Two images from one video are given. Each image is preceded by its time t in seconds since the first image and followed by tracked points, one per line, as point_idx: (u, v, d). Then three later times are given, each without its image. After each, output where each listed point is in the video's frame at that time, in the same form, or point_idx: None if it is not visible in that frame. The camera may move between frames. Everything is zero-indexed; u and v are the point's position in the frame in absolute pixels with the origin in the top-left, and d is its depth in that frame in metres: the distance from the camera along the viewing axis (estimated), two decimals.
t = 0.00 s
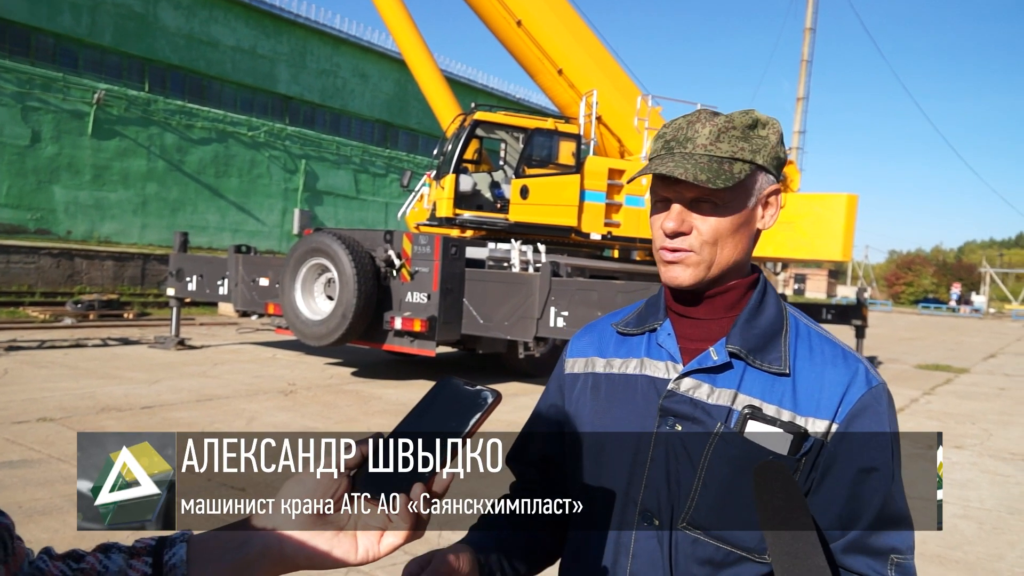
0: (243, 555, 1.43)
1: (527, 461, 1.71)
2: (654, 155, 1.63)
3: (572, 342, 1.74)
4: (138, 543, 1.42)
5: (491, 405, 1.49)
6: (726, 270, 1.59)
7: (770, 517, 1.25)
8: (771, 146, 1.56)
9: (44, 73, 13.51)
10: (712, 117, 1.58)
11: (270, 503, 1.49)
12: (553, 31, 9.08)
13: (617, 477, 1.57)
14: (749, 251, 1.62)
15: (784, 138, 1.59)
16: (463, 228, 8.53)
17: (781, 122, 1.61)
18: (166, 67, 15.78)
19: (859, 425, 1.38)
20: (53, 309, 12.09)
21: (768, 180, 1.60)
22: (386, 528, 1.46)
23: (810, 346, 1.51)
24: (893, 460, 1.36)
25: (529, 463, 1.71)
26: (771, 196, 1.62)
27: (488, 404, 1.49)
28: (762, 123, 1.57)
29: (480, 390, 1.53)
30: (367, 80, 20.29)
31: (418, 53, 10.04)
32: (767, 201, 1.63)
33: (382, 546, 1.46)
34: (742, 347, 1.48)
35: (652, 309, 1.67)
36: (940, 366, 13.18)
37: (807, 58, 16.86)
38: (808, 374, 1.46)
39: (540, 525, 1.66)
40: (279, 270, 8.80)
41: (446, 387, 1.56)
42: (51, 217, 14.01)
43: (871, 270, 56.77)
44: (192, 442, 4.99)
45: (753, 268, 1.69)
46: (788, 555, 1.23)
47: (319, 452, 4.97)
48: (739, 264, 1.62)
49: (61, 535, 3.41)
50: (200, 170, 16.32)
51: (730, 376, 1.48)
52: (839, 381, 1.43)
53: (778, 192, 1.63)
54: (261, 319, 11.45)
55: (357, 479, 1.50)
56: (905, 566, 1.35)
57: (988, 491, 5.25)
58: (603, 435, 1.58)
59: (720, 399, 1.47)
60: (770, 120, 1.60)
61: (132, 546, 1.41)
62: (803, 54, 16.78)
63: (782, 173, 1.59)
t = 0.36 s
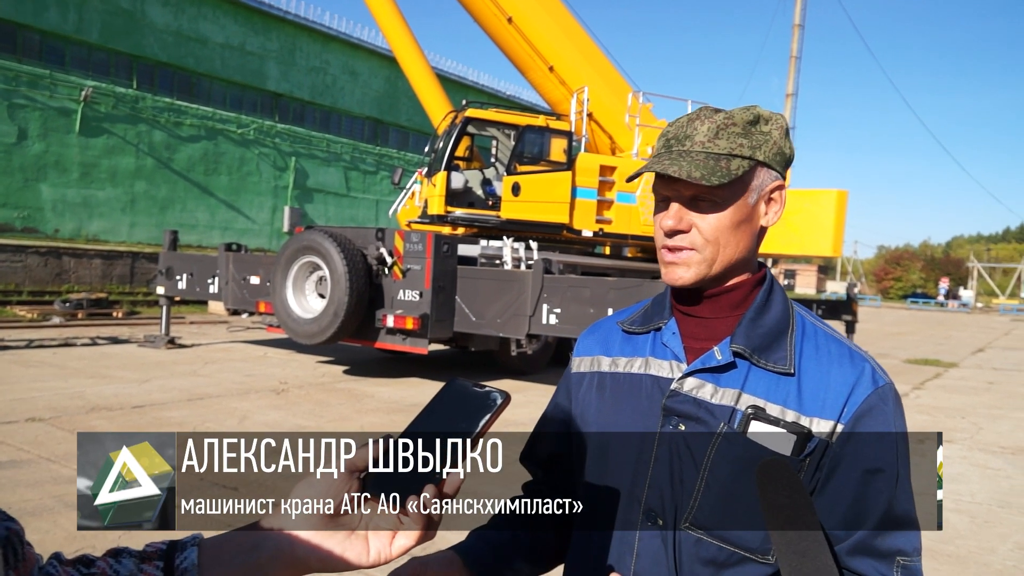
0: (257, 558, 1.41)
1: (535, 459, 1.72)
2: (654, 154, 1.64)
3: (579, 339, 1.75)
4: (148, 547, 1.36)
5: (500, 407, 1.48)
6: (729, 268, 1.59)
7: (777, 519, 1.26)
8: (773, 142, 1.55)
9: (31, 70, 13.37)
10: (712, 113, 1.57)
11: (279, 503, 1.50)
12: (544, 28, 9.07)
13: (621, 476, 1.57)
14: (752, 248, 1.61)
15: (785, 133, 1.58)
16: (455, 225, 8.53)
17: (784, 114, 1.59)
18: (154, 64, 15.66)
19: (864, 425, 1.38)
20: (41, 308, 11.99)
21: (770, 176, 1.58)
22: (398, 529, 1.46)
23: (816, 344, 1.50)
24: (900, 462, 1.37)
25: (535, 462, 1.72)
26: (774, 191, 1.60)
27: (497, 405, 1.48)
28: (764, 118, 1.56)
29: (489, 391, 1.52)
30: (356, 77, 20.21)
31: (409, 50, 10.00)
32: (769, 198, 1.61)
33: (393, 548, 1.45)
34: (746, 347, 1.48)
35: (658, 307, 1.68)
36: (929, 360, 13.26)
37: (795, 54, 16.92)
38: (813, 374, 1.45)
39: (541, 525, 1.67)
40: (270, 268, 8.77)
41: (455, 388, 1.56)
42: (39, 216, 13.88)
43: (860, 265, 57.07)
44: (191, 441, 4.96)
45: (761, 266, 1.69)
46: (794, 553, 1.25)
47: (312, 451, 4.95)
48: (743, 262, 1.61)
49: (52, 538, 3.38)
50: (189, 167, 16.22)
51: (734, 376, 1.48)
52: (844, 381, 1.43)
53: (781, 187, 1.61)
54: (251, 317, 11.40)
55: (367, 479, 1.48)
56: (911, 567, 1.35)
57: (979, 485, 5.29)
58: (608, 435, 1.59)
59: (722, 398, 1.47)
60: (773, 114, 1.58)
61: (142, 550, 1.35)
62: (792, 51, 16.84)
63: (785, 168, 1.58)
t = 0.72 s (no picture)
0: (256, 561, 1.39)
1: (534, 457, 1.72)
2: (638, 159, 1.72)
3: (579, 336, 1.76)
4: (147, 549, 1.37)
5: (501, 408, 1.50)
6: (705, 267, 1.62)
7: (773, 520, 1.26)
8: (746, 138, 1.56)
9: (23, 69, 13.32)
10: (685, 115, 1.62)
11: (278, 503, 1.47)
12: (536, 26, 9.07)
13: (619, 476, 1.57)
14: (731, 246, 1.63)
15: (765, 127, 1.56)
16: (448, 223, 8.54)
17: (765, 108, 1.57)
18: (146, 63, 15.61)
19: (862, 428, 1.38)
20: (34, 307, 11.94)
21: (746, 173, 1.58)
22: (398, 532, 1.42)
23: (816, 346, 1.50)
24: (899, 465, 1.36)
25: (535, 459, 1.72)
26: (754, 188, 1.60)
27: (499, 407, 1.50)
28: (739, 114, 1.56)
29: (489, 392, 1.54)
30: (349, 75, 20.18)
31: (401, 48, 10.00)
32: (748, 195, 1.60)
33: (393, 551, 1.41)
34: (745, 347, 1.48)
35: (658, 305, 1.69)
36: (921, 357, 13.33)
37: (788, 51, 16.97)
38: (811, 375, 1.46)
39: (542, 526, 1.65)
40: (263, 267, 8.75)
41: (456, 390, 1.56)
42: (31, 215, 13.83)
43: (853, 262, 57.28)
44: (192, 441, 4.96)
45: (759, 264, 1.69)
46: (791, 553, 1.27)
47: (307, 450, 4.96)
48: (722, 260, 1.63)
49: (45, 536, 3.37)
50: (182, 166, 16.18)
51: (732, 376, 1.49)
52: (844, 383, 1.43)
53: (763, 183, 1.59)
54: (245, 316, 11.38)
55: (367, 482, 1.42)
56: (910, 571, 1.34)
57: (973, 481, 5.33)
58: (606, 435, 1.60)
59: (720, 398, 1.48)
60: (754, 109, 1.57)
61: (141, 552, 1.35)
62: (784, 48, 16.89)
63: (762, 164, 1.57)
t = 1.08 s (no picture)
0: (242, 557, 1.39)
1: (525, 453, 1.75)
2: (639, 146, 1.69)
3: (569, 335, 1.78)
4: (131, 547, 1.37)
5: (486, 405, 1.50)
6: (710, 261, 1.62)
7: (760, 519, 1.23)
8: (758, 134, 1.57)
9: (20, 70, 13.31)
10: (695, 106, 1.60)
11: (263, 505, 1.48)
12: (531, 25, 9.09)
13: (608, 473, 1.59)
14: (735, 240, 1.63)
15: (772, 125, 1.59)
16: (444, 222, 8.57)
17: (770, 107, 1.61)
18: (142, 63, 15.60)
19: (851, 426, 1.38)
20: (30, 307, 11.94)
21: (755, 168, 1.60)
22: (382, 529, 1.45)
23: (805, 344, 1.51)
24: (886, 464, 1.36)
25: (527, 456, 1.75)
26: (760, 183, 1.62)
27: (484, 403, 1.50)
28: (749, 111, 1.58)
29: (475, 389, 1.54)
30: (345, 75, 20.19)
31: (396, 47, 10.00)
32: (754, 190, 1.63)
33: (379, 547, 1.44)
34: (734, 344, 1.49)
35: (647, 302, 1.70)
36: (918, 354, 13.37)
37: (782, 50, 17.01)
38: (799, 373, 1.47)
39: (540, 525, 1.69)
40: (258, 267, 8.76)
41: (442, 386, 1.58)
42: (28, 215, 13.83)
43: (849, 260, 57.41)
44: (191, 442, 4.98)
45: (749, 260, 1.71)
46: (775, 549, 1.22)
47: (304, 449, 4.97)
48: (725, 255, 1.64)
49: (45, 530, 3.40)
50: (178, 166, 16.18)
51: (720, 374, 1.50)
52: (832, 380, 1.44)
53: (767, 180, 1.62)
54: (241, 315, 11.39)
55: (352, 480, 1.46)
56: (899, 569, 1.35)
57: (970, 479, 5.36)
58: (596, 434, 1.61)
59: (709, 396, 1.49)
60: (759, 107, 1.60)
61: (126, 550, 1.36)
62: (779, 45, 16.93)
63: (770, 161, 1.60)
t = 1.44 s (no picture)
0: (228, 554, 1.42)
1: (511, 451, 1.78)
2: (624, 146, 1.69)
3: (554, 333, 1.79)
4: (123, 541, 1.41)
5: (473, 402, 1.50)
6: (698, 260, 1.64)
7: (739, 516, 1.25)
8: (740, 134, 1.61)
9: (19, 71, 13.33)
10: (680, 107, 1.62)
11: (249, 500, 1.51)
12: (529, 24, 9.11)
13: (596, 468, 1.61)
14: (722, 239, 1.66)
15: (754, 125, 1.63)
16: (442, 222, 8.59)
17: (751, 108, 1.64)
18: (141, 64, 15.63)
19: (833, 420, 1.40)
20: (31, 307, 11.96)
21: (739, 168, 1.63)
22: (369, 525, 1.47)
23: (787, 339, 1.53)
24: (866, 457, 1.39)
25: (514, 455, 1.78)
26: (743, 182, 1.65)
27: (470, 400, 1.50)
28: (732, 112, 1.61)
29: (461, 386, 1.53)
30: (344, 75, 20.21)
31: (394, 47, 10.02)
32: (738, 189, 1.66)
33: (365, 543, 1.46)
34: (719, 340, 1.51)
35: (632, 299, 1.72)
36: (918, 353, 13.38)
37: (782, 48, 17.03)
38: (782, 367, 1.48)
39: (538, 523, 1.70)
40: (258, 266, 8.79)
41: (429, 382, 1.58)
42: (28, 216, 13.85)
43: (849, 258, 57.39)
44: (191, 441, 5.00)
45: (731, 259, 1.73)
46: (751, 543, 1.25)
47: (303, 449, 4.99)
48: (711, 254, 1.66)
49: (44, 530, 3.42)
50: (177, 166, 16.20)
51: (706, 369, 1.51)
52: (814, 374, 1.46)
53: (749, 179, 1.66)
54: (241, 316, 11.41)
55: (339, 476, 1.49)
56: (882, 558, 1.39)
57: (968, 477, 5.37)
58: (583, 431, 1.63)
59: (693, 391, 1.50)
60: (741, 108, 1.63)
61: (117, 544, 1.40)
62: (779, 44, 16.95)
63: (753, 161, 1.63)
